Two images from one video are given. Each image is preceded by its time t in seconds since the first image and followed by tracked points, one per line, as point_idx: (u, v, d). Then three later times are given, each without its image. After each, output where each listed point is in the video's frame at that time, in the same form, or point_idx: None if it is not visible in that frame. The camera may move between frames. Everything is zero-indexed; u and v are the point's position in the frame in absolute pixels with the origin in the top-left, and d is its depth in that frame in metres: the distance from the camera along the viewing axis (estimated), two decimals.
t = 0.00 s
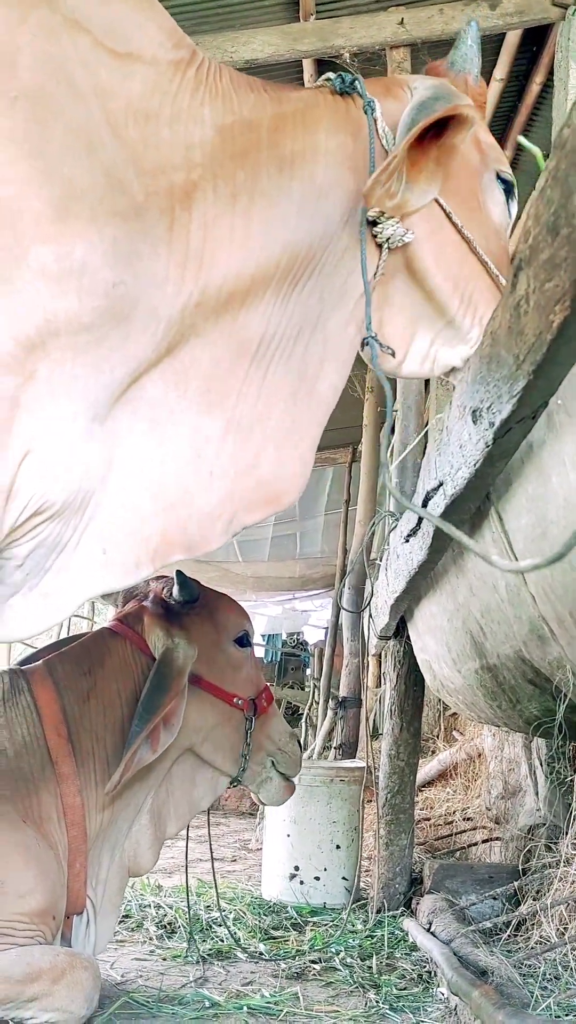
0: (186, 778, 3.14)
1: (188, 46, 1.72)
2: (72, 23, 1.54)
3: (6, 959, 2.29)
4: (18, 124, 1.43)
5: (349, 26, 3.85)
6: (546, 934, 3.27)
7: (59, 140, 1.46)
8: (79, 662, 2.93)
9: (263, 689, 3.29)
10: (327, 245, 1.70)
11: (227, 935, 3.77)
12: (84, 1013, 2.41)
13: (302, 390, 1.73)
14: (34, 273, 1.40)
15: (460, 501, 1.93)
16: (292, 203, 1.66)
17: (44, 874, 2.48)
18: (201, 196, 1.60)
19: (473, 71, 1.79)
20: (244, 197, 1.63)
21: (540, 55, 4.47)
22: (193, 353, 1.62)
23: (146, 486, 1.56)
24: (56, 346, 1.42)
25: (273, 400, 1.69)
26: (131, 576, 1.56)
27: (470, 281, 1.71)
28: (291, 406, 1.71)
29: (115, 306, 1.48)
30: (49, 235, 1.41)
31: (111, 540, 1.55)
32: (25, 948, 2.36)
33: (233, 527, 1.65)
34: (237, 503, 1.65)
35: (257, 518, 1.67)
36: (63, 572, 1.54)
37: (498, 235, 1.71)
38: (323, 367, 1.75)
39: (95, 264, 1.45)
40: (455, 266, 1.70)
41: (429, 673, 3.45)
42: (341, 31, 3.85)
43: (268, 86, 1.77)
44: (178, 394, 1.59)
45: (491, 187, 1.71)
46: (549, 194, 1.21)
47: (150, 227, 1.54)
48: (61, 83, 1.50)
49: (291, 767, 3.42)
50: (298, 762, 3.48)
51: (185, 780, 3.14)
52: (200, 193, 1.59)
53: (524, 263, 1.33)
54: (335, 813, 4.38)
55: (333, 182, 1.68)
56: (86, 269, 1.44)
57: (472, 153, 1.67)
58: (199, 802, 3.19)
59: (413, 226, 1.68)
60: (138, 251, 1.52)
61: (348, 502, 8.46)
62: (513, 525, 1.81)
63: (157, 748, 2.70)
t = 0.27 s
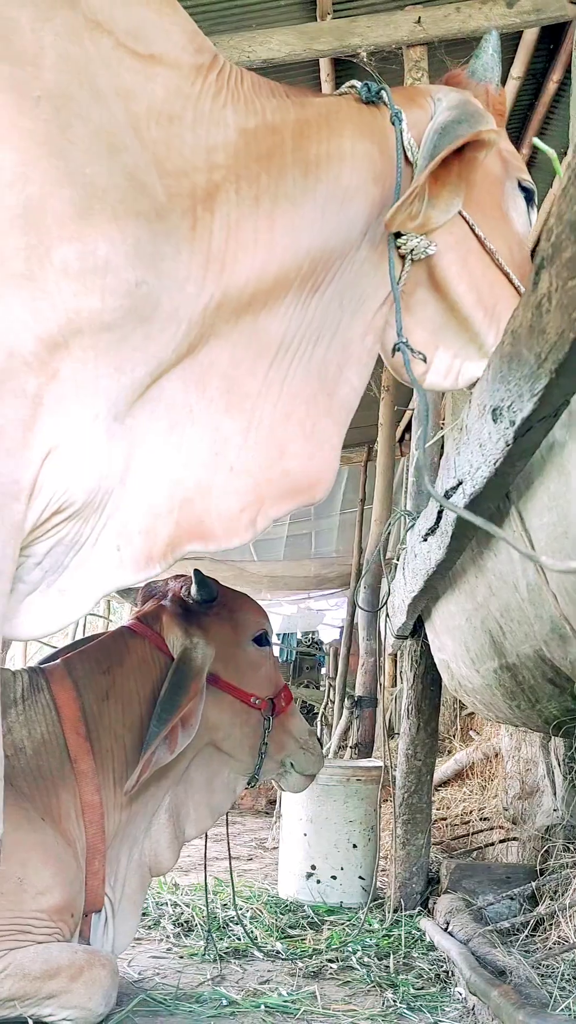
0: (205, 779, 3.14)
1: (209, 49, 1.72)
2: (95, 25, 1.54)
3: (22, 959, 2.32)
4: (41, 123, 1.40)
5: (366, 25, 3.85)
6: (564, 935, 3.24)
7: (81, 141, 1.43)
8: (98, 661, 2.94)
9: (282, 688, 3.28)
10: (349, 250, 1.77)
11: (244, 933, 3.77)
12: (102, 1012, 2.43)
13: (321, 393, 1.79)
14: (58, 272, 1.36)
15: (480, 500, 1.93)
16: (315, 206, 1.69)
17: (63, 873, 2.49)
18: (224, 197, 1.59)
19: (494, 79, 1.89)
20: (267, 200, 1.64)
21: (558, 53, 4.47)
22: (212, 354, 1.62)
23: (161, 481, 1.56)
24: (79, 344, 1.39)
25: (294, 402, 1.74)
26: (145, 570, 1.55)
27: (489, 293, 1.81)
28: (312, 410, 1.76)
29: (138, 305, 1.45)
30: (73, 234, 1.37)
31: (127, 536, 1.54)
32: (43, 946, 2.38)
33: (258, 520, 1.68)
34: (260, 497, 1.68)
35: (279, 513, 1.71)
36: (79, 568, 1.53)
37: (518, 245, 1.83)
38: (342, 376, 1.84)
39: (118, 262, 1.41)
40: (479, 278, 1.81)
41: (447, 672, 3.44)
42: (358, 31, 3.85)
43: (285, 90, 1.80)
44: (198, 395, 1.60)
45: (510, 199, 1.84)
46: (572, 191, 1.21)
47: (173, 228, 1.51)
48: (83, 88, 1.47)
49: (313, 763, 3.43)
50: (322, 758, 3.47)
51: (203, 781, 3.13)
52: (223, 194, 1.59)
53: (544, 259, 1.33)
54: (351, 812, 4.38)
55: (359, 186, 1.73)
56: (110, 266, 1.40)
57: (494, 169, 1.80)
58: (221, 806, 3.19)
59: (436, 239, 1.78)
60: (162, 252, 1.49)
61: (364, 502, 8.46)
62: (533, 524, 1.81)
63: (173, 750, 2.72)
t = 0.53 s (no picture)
0: (206, 774, 3.17)
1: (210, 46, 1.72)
2: (95, 23, 1.54)
3: (27, 953, 2.35)
4: (41, 120, 1.40)
5: (371, 19, 3.83)
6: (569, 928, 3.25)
7: (82, 138, 1.44)
8: (103, 657, 2.95)
9: (287, 683, 3.29)
10: (351, 253, 1.75)
11: (249, 927, 3.79)
12: (107, 1006, 2.41)
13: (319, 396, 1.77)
14: (59, 269, 1.37)
15: (481, 495, 1.94)
16: (317, 208, 1.67)
17: (67, 867, 2.51)
18: (226, 197, 1.59)
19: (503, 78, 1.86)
20: (269, 201, 1.63)
21: (563, 47, 4.46)
22: (211, 356, 1.62)
23: (163, 483, 1.56)
24: (80, 341, 1.39)
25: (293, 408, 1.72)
26: (147, 572, 1.56)
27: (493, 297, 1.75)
28: (311, 415, 1.75)
29: (139, 303, 1.46)
30: (74, 233, 1.39)
31: (129, 537, 1.55)
32: (47, 940, 2.40)
33: (254, 532, 1.66)
34: (258, 504, 1.66)
35: (278, 521, 1.69)
36: (81, 567, 1.55)
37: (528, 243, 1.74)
38: (343, 378, 1.81)
39: (120, 259, 1.42)
40: (483, 280, 1.75)
41: (451, 668, 3.44)
42: (362, 25, 3.84)
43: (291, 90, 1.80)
44: (198, 396, 1.60)
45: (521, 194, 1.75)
46: (570, 184, 1.21)
47: (174, 226, 1.52)
48: (84, 83, 1.48)
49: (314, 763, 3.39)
50: (324, 757, 3.43)
51: (205, 776, 3.17)
52: (224, 193, 1.58)
53: (546, 255, 1.33)
54: (356, 807, 4.40)
55: (359, 192, 1.71)
56: (111, 263, 1.41)
57: (500, 167, 1.72)
58: (217, 799, 3.22)
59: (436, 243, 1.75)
60: (162, 249, 1.50)
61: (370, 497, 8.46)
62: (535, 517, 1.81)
63: (174, 744, 2.73)
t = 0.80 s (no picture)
0: (214, 759, 3.19)
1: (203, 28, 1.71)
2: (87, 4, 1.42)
3: (38, 936, 2.37)
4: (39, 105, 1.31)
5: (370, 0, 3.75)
6: None
7: (80, 128, 1.34)
8: (110, 643, 2.97)
9: (292, 669, 3.31)
10: (338, 231, 1.66)
11: (258, 911, 3.81)
12: (118, 986, 2.44)
13: (317, 373, 1.74)
14: (60, 257, 1.28)
15: (483, 477, 1.94)
16: (311, 192, 1.59)
17: (76, 852, 2.53)
18: (218, 179, 1.49)
19: None
20: (258, 180, 1.54)
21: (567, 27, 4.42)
22: (208, 341, 1.56)
23: (166, 468, 1.51)
24: (84, 329, 1.31)
25: (289, 390, 1.68)
26: (156, 553, 1.53)
27: (493, 238, 1.70)
28: (308, 390, 1.72)
29: (140, 291, 1.38)
30: (74, 221, 1.29)
31: (136, 521, 1.50)
32: (57, 923, 2.43)
33: (258, 504, 1.65)
34: (257, 483, 1.65)
35: (278, 496, 1.68)
36: (88, 553, 1.49)
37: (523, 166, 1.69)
38: (336, 349, 1.77)
39: (119, 247, 1.33)
40: (475, 224, 1.69)
41: (456, 652, 3.44)
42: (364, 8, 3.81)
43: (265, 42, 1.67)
44: (197, 383, 1.55)
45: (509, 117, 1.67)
46: (565, 162, 1.20)
47: (172, 212, 1.43)
48: (79, 72, 1.37)
49: (317, 752, 3.39)
50: (328, 748, 3.43)
51: (213, 761, 3.18)
52: (217, 178, 1.49)
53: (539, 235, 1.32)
54: (364, 791, 4.41)
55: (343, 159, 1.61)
56: (111, 252, 1.32)
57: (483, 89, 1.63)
58: (230, 784, 3.23)
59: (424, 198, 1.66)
60: (161, 236, 1.41)
61: (376, 484, 8.46)
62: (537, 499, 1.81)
63: (184, 727, 2.74)
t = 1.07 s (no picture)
0: (226, 759, 3.18)
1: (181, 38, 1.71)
2: (64, 21, 1.44)
3: (57, 944, 2.35)
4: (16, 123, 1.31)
5: None
6: None
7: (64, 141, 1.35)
8: (118, 649, 2.96)
9: (299, 667, 3.31)
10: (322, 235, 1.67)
11: (277, 910, 3.82)
12: (138, 992, 2.44)
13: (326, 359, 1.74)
14: (54, 275, 1.28)
15: (481, 471, 1.92)
16: (291, 203, 1.62)
17: (91, 859, 2.53)
18: (202, 190, 1.52)
19: None
20: (241, 192, 1.57)
21: (553, 14, 4.41)
22: (201, 347, 1.57)
23: (167, 475, 1.52)
24: (79, 346, 1.31)
25: (292, 375, 1.68)
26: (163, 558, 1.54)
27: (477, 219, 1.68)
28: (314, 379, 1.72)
29: (132, 306, 1.38)
30: (64, 240, 1.29)
31: (142, 527, 1.52)
32: (76, 930, 2.42)
33: (267, 496, 1.66)
34: (264, 476, 1.66)
35: (286, 488, 1.69)
36: (95, 562, 1.51)
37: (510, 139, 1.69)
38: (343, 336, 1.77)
39: (110, 264, 1.33)
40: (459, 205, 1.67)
41: (465, 644, 3.43)
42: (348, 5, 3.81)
43: (238, 38, 1.70)
44: (193, 389, 1.56)
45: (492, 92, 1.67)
46: (549, 158, 1.19)
47: (159, 225, 1.45)
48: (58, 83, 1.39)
49: (335, 743, 3.41)
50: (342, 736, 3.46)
51: (225, 762, 3.18)
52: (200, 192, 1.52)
53: (527, 230, 1.31)
54: (378, 786, 4.41)
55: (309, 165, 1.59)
56: (102, 269, 1.32)
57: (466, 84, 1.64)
58: (243, 784, 3.23)
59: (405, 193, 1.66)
60: (149, 249, 1.42)
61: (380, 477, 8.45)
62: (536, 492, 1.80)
63: (193, 728, 2.73)
